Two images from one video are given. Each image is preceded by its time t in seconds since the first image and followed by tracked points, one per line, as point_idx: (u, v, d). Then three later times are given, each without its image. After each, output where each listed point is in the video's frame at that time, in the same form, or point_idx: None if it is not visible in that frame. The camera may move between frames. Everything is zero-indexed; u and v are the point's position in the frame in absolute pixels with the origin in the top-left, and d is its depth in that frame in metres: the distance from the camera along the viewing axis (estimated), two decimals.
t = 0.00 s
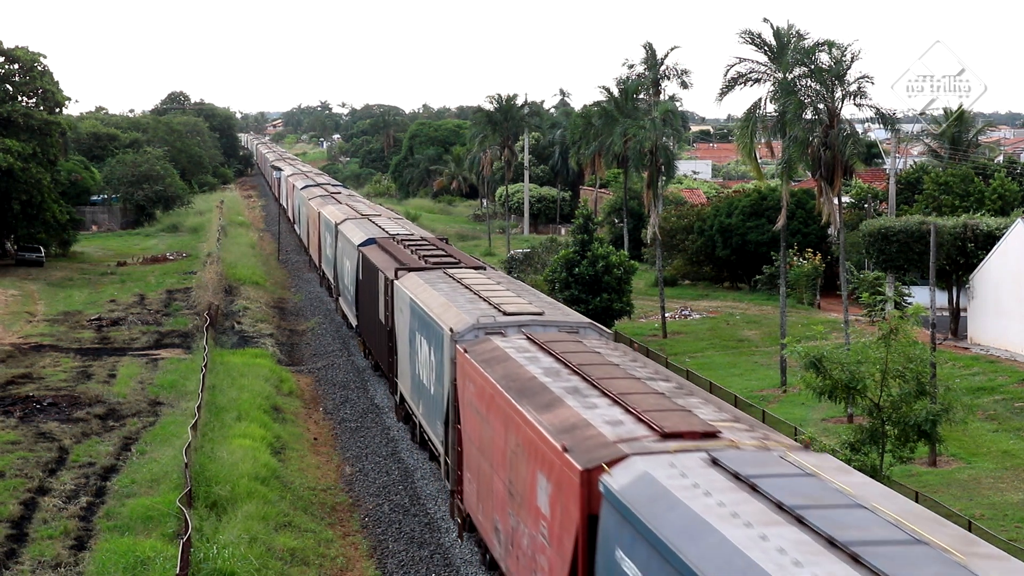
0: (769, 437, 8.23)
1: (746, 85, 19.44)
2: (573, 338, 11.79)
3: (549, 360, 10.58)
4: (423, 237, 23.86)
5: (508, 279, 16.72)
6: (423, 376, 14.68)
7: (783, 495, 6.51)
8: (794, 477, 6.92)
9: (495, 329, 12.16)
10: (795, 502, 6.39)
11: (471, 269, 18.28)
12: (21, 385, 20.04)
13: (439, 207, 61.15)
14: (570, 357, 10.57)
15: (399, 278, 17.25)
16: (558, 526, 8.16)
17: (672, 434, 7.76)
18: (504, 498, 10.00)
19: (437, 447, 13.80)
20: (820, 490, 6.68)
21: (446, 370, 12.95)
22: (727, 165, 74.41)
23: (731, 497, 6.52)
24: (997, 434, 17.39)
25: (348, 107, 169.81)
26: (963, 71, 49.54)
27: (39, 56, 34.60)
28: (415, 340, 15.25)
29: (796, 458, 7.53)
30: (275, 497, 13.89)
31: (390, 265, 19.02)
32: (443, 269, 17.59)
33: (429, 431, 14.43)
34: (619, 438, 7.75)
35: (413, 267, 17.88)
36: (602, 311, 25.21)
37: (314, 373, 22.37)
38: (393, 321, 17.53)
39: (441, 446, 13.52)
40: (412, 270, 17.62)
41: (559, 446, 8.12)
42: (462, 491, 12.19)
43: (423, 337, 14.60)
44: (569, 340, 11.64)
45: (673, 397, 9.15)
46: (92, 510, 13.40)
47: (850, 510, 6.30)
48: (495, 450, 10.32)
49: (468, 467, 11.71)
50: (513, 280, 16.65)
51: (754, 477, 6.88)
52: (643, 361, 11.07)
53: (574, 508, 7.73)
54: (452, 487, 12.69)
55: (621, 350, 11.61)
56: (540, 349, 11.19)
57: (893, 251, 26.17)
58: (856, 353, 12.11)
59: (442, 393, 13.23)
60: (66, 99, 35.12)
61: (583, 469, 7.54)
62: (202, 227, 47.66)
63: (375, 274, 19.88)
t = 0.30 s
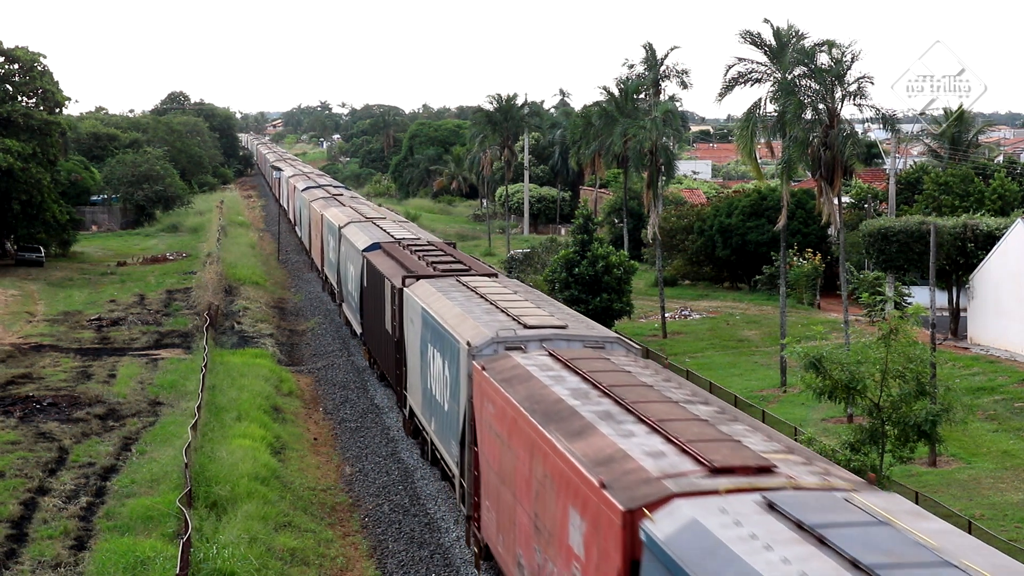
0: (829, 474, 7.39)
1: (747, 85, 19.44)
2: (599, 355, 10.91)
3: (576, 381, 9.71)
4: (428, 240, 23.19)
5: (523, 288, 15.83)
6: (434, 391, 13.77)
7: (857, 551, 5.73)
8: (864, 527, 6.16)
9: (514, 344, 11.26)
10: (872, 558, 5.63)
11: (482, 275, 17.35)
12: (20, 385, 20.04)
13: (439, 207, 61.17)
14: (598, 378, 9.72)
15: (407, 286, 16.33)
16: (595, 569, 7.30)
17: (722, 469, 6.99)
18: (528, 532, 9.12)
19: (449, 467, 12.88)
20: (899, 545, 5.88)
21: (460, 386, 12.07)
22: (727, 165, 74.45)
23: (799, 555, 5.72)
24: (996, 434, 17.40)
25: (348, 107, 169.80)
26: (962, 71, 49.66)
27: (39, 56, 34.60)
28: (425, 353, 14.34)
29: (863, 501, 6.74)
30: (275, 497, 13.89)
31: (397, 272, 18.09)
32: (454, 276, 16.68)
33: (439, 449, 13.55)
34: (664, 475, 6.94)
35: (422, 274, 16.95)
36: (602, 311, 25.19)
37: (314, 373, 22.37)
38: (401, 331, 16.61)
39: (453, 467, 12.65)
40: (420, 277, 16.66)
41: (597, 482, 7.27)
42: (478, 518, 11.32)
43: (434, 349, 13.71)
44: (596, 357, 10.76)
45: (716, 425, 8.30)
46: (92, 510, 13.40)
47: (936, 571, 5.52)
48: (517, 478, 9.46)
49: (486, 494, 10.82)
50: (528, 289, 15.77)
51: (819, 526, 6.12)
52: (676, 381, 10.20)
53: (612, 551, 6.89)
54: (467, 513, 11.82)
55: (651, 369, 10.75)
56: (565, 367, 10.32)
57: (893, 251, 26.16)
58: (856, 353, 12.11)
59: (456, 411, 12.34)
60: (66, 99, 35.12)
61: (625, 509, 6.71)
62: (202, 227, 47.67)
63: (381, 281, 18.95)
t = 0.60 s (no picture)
0: (908, 519, 6.44)
1: (747, 85, 19.44)
2: (628, 374, 9.91)
3: (606, 405, 8.74)
4: (436, 245, 22.12)
5: (539, 297, 14.78)
6: (446, 409, 12.77)
7: None
8: None
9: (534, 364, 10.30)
10: None
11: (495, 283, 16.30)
12: (20, 385, 20.04)
13: (439, 207, 61.18)
14: (631, 401, 8.77)
15: (417, 295, 15.22)
16: None
17: (784, 513, 6.07)
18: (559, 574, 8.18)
19: (464, 493, 11.87)
20: None
21: (475, 405, 11.12)
22: (727, 165, 74.49)
23: None
24: (996, 434, 17.40)
25: (348, 107, 169.93)
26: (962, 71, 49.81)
27: (39, 56, 34.59)
28: (436, 368, 13.34)
29: (953, 553, 5.84)
30: (275, 497, 13.89)
31: (405, 279, 16.98)
32: (466, 284, 15.62)
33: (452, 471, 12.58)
34: (718, 520, 6.05)
35: (433, 281, 15.83)
36: (602, 311, 25.19)
37: (314, 373, 22.38)
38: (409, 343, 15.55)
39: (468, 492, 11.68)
40: (431, 285, 15.55)
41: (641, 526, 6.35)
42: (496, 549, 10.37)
43: (445, 363, 12.75)
44: (626, 377, 9.75)
45: (771, 458, 7.34)
46: (92, 510, 13.40)
47: None
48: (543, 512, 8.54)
49: (508, 526, 9.87)
50: (544, 298, 14.73)
51: None
52: (717, 405, 9.21)
53: None
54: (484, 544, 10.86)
55: (686, 390, 9.72)
56: (593, 389, 9.32)
57: (893, 251, 26.16)
58: (856, 353, 12.10)
59: (471, 432, 11.35)
60: (66, 99, 35.12)
61: (676, 559, 5.83)
62: (202, 227, 47.67)
63: (387, 288, 17.84)
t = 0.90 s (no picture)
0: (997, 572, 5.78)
1: (747, 86, 19.45)
2: (660, 397, 9.20)
3: (641, 433, 8.06)
4: (446, 250, 21.38)
5: (556, 308, 14.02)
6: (459, 429, 12.00)
7: None
8: None
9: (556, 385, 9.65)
10: None
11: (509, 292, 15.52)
12: (20, 385, 20.04)
13: (439, 207, 61.21)
14: (668, 429, 8.08)
15: (427, 304, 14.44)
16: None
17: (863, 570, 5.43)
18: None
19: (481, 522, 11.10)
20: None
21: (491, 429, 10.38)
22: (727, 166, 74.50)
23: None
24: (996, 434, 17.39)
25: (348, 107, 169.93)
26: (962, 71, 49.90)
27: (39, 56, 34.60)
28: (447, 384, 12.57)
29: None
30: (275, 497, 13.89)
31: (414, 288, 16.16)
32: (478, 293, 14.84)
33: (467, 497, 11.82)
34: None
35: (444, 290, 15.02)
36: (602, 311, 25.19)
37: (314, 373, 22.39)
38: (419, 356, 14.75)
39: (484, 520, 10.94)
40: (443, 294, 14.75)
41: None
42: None
43: (458, 381, 11.98)
44: (658, 400, 9.06)
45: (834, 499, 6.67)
46: (92, 510, 13.39)
47: None
48: (574, 552, 7.83)
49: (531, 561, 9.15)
50: (562, 309, 13.96)
51: None
52: (759, 431, 8.53)
53: None
54: None
55: (725, 414, 9.02)
56: (624, 415, 8.62)
57: (894, 251, 26.16)
58: (856, 353, 12.11)
59: (488, 457, 10.59)
60: (66, 99, 35.12)
61: None
62: (202, 227, 47.67)
63: (395, 297, 17.01)
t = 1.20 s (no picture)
0: None
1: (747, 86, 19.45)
2: (703, 425, 8.47)
3: (689, 469, 7.36)
4: (454, 256, 20.58)
5: (578, 321, 13.21)
6: (477, 453, 11.22)
7: None
8: None
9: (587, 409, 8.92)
10: None
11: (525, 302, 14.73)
12: (20, 385, 20.03)
13: (439, 207, 61.20)
14: (720, 465, 7.36)
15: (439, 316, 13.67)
16: None
17: None
18: None
19: (501, 555, 10.33)
20: None
21: (514, 454, 9.64)
22: (727, 165, 74.48)
23: None
24: (996, 434, 17.39)
25: (348, 107, 169.87)
26: (962, 71, 49.59)
27: (39, 56, 34.59)
28: (464, 404, 11.79)
29: None
30: (275, 497, 13.89)
31: (425, 298, 15.34)
32: (493, 304, 14.03)
33: (485, 524, 11.05)
34: None
35: (456, 301, 14.22)
36: (602, 311, 25.20)
37: (314, 373, 22.39)
38: (431, 370, 13.95)
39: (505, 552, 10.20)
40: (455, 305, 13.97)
41: None
42: None
43: (475, 401, 11.21)
44: (701, 429, 8.34)
45: (920, 553, 5.94)
46: (92, 510, 13.39)
47: None
48: None
49: None
50: (585, 322, 13.14)
51: None
52: (819, 466, 7.78)
53: None
54: None
55: (776, 444, 8.29)
56: (667, 445, 7.94)
57: (894, 251, 26.15)
58: (856, 353, 12.10)
59: (512, 485, 9.81)
60: (66, 99, 35.12)
61: None
62: (202, 227, 47.66)
63: (404, 307, 16.19)
